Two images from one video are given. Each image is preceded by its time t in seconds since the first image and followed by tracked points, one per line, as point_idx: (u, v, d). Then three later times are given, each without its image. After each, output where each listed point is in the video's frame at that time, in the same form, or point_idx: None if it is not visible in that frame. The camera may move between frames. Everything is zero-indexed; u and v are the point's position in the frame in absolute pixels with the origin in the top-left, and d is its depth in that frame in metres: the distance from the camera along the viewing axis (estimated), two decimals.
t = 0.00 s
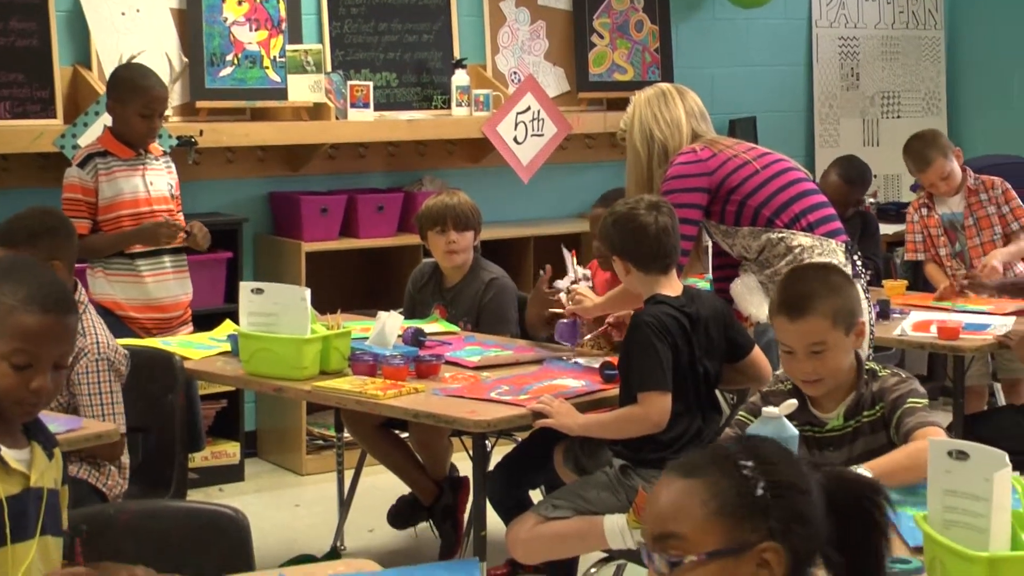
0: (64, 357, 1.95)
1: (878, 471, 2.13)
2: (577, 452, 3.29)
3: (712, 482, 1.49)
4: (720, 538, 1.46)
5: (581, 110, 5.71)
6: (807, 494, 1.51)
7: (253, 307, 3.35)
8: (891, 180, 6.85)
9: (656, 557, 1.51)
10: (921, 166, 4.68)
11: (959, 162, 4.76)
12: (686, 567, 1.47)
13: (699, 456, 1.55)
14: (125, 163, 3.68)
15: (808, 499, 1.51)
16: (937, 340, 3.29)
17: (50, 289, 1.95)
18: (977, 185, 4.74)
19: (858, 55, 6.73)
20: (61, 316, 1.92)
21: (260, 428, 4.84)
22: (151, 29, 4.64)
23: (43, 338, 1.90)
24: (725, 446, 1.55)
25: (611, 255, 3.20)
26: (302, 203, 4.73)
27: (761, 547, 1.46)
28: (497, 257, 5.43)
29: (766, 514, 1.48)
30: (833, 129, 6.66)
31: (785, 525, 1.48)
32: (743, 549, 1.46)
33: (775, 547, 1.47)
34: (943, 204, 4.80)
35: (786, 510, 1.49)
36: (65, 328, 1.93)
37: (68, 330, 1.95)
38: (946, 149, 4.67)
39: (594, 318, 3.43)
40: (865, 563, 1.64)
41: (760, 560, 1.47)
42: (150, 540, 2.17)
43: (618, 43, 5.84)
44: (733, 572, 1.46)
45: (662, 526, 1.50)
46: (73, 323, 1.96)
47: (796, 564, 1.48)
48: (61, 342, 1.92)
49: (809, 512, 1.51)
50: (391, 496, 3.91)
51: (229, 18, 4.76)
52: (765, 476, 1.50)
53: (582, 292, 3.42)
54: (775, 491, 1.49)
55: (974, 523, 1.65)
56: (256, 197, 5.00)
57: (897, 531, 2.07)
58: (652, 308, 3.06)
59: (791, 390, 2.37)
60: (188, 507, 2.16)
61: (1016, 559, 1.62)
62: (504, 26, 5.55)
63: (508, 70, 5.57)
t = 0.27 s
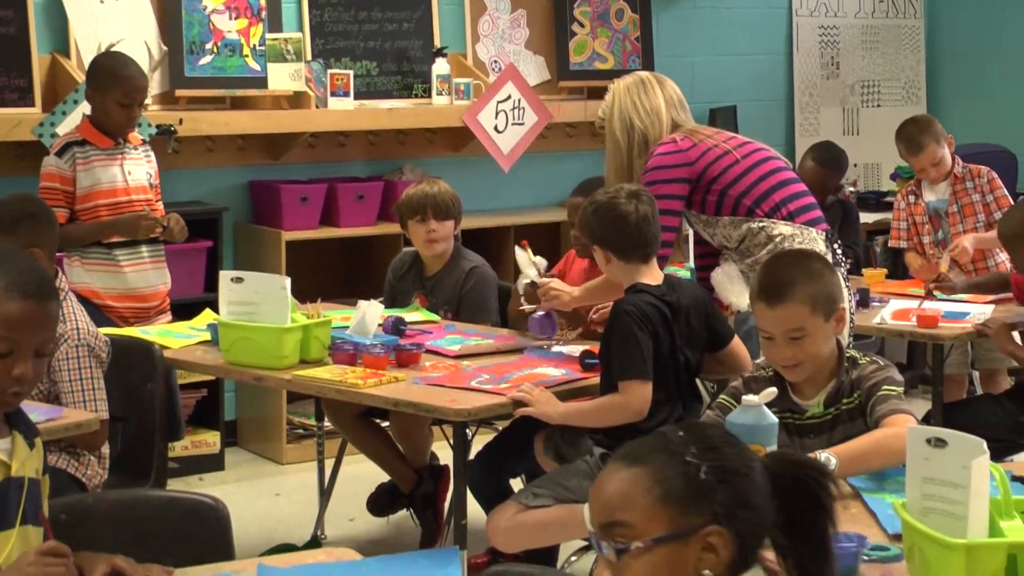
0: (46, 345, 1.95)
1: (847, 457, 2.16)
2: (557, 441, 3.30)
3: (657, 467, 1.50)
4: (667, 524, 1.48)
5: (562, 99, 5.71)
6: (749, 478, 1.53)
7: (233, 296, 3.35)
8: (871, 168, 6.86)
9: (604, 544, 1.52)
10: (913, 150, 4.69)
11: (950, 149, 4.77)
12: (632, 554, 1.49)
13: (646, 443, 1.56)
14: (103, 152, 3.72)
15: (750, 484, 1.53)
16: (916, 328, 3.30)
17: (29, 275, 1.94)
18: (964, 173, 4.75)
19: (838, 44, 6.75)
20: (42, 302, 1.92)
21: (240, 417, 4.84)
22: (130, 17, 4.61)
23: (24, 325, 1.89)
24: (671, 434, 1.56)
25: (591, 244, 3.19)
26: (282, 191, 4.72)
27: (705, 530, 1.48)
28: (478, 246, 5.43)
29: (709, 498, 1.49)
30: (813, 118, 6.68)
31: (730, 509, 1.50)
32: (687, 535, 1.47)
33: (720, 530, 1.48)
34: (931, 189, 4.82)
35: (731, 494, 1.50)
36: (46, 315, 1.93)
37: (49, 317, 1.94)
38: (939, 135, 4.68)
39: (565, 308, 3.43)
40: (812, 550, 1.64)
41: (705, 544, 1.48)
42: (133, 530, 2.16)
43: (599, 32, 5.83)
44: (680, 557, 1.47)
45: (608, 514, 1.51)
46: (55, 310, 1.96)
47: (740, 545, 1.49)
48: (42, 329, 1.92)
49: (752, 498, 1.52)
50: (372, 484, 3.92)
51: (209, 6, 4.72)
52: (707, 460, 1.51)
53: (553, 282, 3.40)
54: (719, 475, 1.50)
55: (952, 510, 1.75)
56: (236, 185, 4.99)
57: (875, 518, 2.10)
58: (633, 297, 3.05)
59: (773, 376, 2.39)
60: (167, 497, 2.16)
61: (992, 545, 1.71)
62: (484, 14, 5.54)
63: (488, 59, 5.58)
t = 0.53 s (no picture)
0: (28, 332, 1.96)
1: (832, 442, 2.18)
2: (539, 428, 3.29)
3: (611, 464, 1.47)
4: (625, 520, 1.45)
5: (545, 85, 5.71)
6: (702, 467, 1.50)
7: (215, 283, 3.34)
8: (853, 155, 6.90)
9: (561, 546, 1.49)
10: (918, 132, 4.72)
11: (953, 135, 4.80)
12: (592, 553, 1.46)
13: (596, 440, 1.54)
14: (83, 140, 3.73)
15: (703, 474, 1.50)
16: (897, 314, 3.31)
17: (13, 262, 1.96)
18: (962, 161, 4.76)
19: (820, 31, 6.78)
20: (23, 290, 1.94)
21: (223, 404, 4.84)
22: (111, 3, 4.58)
23: (10, 312, 1.91)
24: (622, 429, 1.54)
25: (574, 230, 3.18)
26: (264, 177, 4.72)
27: (664, 523, 1.45)
28: (460, 233, 5.43)
29: (664, 491, 1.47)
30: (795, 104, 6.70)
31: (685, 500, 1.47)
32: (647, 529, 1.45)
33: (679, 522, 1.46)
34: (930, 172, 4.84)
35: (687, 484, 1.48)
36: (27, 302, 1.94)
37: (30, 305, 1.95)
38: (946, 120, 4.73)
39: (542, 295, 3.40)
40: (765, 536, 1.61)
41: (665, 537, 1.45)
42: (112, 518, 2.16)
43: (581, 19, 5.83)
44: (640, 553, 1.45)
45: (566, 515, 1.47)
46: (36, 299, 1.98)
47: (701, 536, 1.47)
48: (27, 315, 1.94)
49: (706, 487, 1.49)
50: (355, 471, 3.92)
51: None
52: (662, 453, 1.49)
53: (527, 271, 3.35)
54: (673, 466, 1.48)
55: (933, 496, 1.80)
56: (218, 172, 4.99)
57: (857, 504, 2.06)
58: (617, 282, 3.06)
59: (757, 361, 2.37)
60: (151, 483, 2.15)
61: (970, 532, 1.76)
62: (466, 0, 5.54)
63: (471, 45, 5.58)
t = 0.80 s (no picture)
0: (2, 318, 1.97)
1: (808, 426, 2.19)
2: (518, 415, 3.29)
3: (586, 463, 1.47)
4: (603, 520, 1.44)
5: (525, 74, 5.72)
6: (679, 464, 1.49)
7: (194, 272, 3.33)
8: (833, 143, 6.93)
9: (540, 545, 1.48)
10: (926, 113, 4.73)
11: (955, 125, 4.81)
12: (571, 554, 1.45)
13: (569, 438, 1.52)
14: (60, 128, 3.77)
15: (680, 470, 1.49)
16: (876, 301, 3.32)
17: None
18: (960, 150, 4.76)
19: (800, 19, 6.81)
20: None
21: (203, 393, 4.84)
22: None
23: None
24: (594, 428, 1.52)
25: (551, 220, 3.16)
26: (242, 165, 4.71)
27: (642, 521, 1.45)
28: (440, 221, 5.44)
29: (641, 489, 1.46)
30: (776, 92, 6.77)
31: (663, 498, 1.46)
32: (624, 528, 1.44)
33: (657, 520, 1.45)
34: (926, 159, 4.84)
35: (664, 481, 1.47)
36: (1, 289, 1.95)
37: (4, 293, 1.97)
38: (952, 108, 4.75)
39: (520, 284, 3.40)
40: (739, 523, 1.61)
41: (643, 535, 1.44)
42: (87, 504, 2.16)
43: (561, 7, 5.83)
44: (618, 553, 1.44)
45: (544, 516, 1.46)
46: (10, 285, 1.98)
47: (680, 533, 1.46)
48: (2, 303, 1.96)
49: (683, 482, 1.48)
50: (335, 458, 3.92)
51: None
52: (637, 450, 1.48)
53: (501, 262, 3.35)
54: (649, 463, 1.47)
55: (912, 482, 1.80)
56: (197, 159, 4.99)
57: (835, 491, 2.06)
58: (597, 270, 3.04)
59: (731, 352, 2.38)
60: (130, 473, 2.15)
61: (948, 518, 1.75)
62: None
63: (451, 33, 5.57)
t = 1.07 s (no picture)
0: None
1: (806, 411, 2.21)
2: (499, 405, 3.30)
3: (578, 464, 1.43)
4: (592, 520, 1.41)
5: (506, 64, 5.72)
6: (670, 463, 1.45)
7: (174, 261, 3.32)
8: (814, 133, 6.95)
9: (529, 545, 1.45)
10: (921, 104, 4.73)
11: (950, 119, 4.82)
12: (562, 555, 1.41)
13: (558, 436, 1.49)
14: (40, 118, 3.77)
15: (671, 470, 1.45)
16: (857, 291, 3.32)
17: None
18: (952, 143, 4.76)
19: (781, 10, 6.82)
20: None
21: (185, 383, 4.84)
22: None
23: None
24: (583, 426, 1.49)
25: (531, 210, 3.13)
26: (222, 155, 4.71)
27: (632, 522, 1.41)
28: (421, 210, 5.45)
29: (630, 490, 1.42)
30: (756, 82, 6.77)
31: (653, 498, 1.43)
32: (615, 528, 1.41)
33: (647, 520, 1.41)
34: (919, 149, 4.85)
35: (655, 482, 1.43)
36: None
37: None
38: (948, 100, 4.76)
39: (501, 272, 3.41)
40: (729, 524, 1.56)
41: (634, 535, 1.41)
42: (68, 495, 2.15)
43: None
44: (608, 553, 1.41)
45: (532, 517, 1.43)
46: None
47: (670, 534, 1.43)
48: None
49: (674, 483, 1.45)
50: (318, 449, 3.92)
51: None
52: (628, 450, 1.44)
53: (484, 247, 3.36)
54: (640, 463, 1.43)
55: (890, 471, 1.83)
56: (177, 149, 4.99)
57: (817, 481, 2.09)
58: (576, 260, 3.04)
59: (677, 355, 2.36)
60: (110, 462, 2.15)
61: (927, 507, 1.79)
62: None
63: (432, 22, 5.57)
